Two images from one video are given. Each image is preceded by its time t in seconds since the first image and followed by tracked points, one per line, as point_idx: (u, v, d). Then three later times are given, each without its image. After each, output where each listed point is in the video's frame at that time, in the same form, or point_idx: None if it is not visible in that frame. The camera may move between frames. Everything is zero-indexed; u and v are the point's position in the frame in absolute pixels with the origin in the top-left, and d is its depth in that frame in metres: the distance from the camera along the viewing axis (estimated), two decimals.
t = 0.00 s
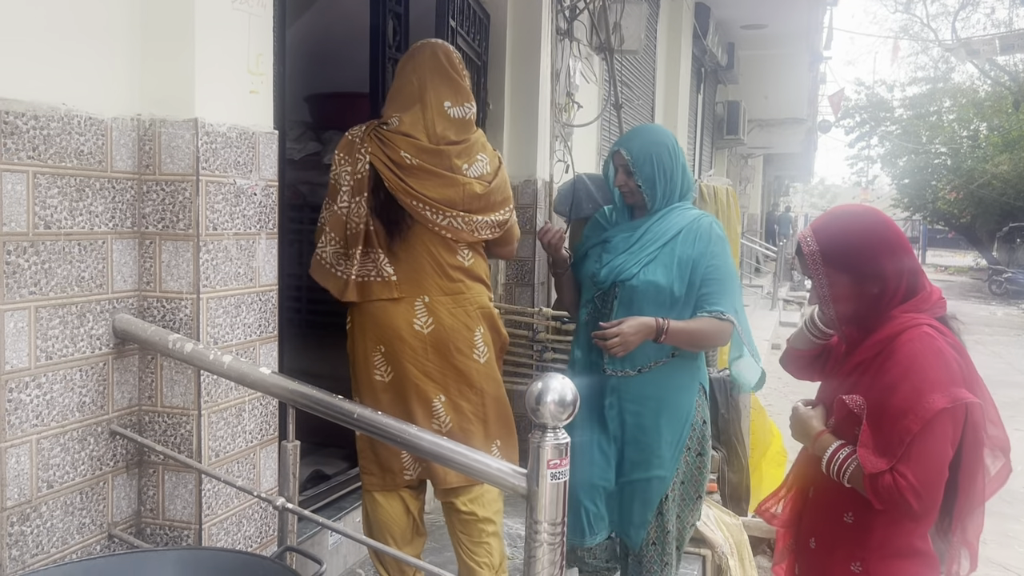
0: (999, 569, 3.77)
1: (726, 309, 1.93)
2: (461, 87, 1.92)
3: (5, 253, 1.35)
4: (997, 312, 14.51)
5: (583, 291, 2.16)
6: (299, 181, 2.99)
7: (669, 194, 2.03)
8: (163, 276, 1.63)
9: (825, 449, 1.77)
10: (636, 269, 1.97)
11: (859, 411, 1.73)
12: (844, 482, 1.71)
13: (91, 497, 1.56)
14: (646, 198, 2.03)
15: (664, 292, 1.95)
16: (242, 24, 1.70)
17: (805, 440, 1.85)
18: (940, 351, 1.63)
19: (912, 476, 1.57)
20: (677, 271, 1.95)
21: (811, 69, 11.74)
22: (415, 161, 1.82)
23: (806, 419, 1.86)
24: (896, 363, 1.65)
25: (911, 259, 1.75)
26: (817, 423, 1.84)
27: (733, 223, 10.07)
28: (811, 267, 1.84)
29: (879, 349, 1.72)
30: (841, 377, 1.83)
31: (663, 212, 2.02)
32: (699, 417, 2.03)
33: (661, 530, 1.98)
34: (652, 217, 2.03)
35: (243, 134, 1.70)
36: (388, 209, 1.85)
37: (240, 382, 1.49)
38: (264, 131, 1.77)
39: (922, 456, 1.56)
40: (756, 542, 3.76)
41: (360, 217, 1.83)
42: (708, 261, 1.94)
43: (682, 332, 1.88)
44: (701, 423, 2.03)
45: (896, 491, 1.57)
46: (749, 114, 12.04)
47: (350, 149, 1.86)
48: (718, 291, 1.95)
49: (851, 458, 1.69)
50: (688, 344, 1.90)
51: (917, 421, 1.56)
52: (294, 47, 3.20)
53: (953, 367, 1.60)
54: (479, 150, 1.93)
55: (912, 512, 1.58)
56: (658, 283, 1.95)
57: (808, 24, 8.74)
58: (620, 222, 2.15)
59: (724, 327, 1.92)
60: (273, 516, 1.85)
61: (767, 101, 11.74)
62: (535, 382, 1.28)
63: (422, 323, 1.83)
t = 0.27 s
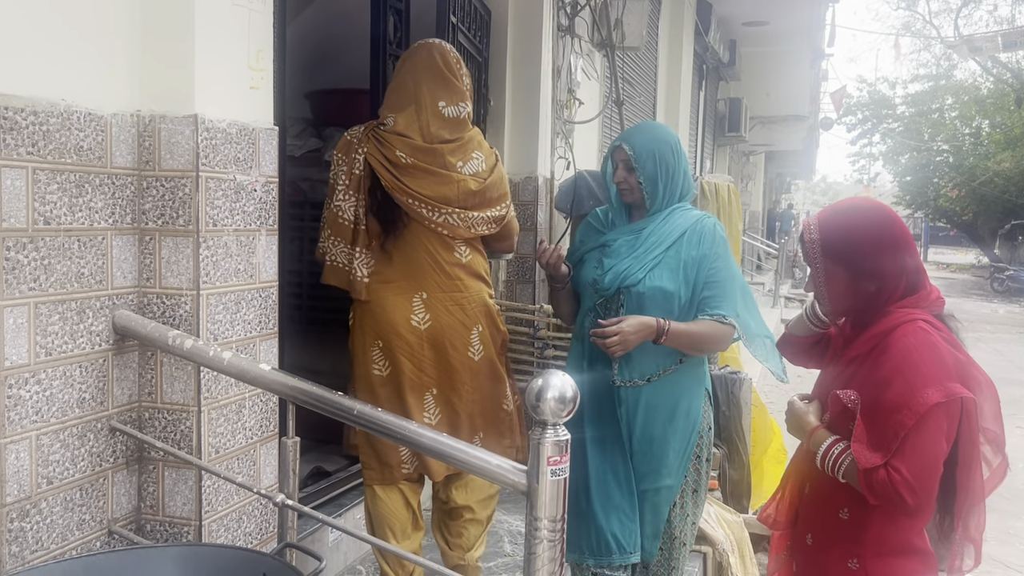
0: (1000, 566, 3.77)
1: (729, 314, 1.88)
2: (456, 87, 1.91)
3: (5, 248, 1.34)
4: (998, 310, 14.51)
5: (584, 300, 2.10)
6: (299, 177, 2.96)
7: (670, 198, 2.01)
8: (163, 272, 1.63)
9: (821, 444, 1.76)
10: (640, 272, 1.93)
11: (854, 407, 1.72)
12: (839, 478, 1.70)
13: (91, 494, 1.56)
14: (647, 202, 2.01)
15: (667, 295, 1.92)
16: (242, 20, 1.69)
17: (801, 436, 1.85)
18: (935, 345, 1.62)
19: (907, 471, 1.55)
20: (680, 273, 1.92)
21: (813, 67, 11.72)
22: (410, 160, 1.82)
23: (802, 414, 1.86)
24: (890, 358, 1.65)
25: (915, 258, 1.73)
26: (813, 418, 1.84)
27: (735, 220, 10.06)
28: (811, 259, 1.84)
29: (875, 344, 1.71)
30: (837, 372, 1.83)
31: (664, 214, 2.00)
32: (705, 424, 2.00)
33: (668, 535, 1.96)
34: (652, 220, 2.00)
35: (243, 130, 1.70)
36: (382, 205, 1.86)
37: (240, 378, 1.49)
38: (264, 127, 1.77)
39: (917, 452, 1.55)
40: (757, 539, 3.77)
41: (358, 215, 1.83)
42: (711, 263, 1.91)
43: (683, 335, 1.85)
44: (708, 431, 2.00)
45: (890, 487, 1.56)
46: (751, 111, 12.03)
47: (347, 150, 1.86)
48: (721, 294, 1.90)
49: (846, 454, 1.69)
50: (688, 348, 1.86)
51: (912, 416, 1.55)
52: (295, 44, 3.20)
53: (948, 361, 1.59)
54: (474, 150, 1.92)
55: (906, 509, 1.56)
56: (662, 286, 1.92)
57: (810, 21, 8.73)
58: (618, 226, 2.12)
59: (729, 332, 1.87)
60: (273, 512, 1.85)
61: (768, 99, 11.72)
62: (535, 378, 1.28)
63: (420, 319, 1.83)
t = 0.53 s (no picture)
0: (1004, 564, 3.76)
1: (709, 314, 1.81)
2: (477, 96, 1.97)
3: (8, 244, 1.34)
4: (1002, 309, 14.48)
5: (566, 303, 2.05)
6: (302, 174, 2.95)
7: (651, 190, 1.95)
8: (166, 269, 1.62)
9: (818, 433, 1.77)
10: (616, 270, 1.87)
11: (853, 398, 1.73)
12: (834, 466, 1.71)
13: (94, 490, 1.56)
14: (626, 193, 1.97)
15: (646, 293, 1.86)
16: (245, 16, 1.69)
17: (802, 426, 1.86)
18: (933, 337, 1.61)
19: (898, 461, 1.55)
20: (660, 270, 1.87)
21: (817, 64, 11.69)
22: (431, 165, 1.87)
23: (804, 405, 1.88)
24: (889, 349, 1.64)
25: (933, 254, 1.72)
26: (813, 408, 1.85)
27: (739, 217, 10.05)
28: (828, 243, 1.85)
29: (879, 335, 1.71)
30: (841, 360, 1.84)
31: (645, 207, 1.94)
32: (701, 434, 1.97)
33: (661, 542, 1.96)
34: (632, 212, 1.94)
35: (246, 126, 1.70)
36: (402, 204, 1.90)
37: (244, 375, 1.49)
38: (267, 124, 1.77)
39: (909, 442, 1.55)
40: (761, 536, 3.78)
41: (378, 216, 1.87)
42: (690, 259, 1.85)
43: (649, 335, 1.79)
44: (704, 441, 1.98)
45: (882, 476, 1.56)
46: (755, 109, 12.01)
47: (370, 154, 1.91)
48: (700, 292, 1.83)
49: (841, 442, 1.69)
50: (658, 347, 1.81)
51: (905, 406, 1.55)
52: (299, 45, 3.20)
53: (946, 353, 1.58)
54: (490, 157, 1.97)
55: (896, 497, 1.56)
56: (639, 284, 1.87)
57: (815, 17, 8.70)
58: (600, 221, 2.07)
59: (704, 331, 1.80)
60: (277, 509, 1.85)
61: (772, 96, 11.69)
62: (539, 375, 1.27)
63: (439, 318, 1.90)
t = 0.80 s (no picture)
0: (1012, 563, 3.75)
1: (700, 315, 1.64)
2: (522, 101, 2.17)
3: (16, 242, 1.35)
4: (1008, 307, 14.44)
5: (554, 296, 1.92)
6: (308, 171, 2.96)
7: (646, 180, 1.78)
8: (173, 266, 1.63)
9: (831, 427, 1.77)
10: (603, 265, 1.72)
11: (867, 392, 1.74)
12: (846, 460, 1.71)
13: (101, 487, 1.56)
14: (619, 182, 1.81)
15: (634, 290, 1.71)
16: (252, 13, 1.69)
17: (814, 419, 1.87)
18: (948, 332, 1.61)
19: (909, 456, 1.55)
20: (648, 265, 1.70)
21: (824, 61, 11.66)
22: (479, 169, 2.09)
23: (818, 399, 1.88)
24: (903, 341, 1.65)
25: (957, 252, 1.71)
26: (827, 402, 1.86)
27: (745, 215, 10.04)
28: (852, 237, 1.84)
29: (894, 331, 1.71)
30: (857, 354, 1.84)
31: (639, 198, 1.77)
32: (689, 443, 1.77)
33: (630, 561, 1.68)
34: (624, 203, 1.78)
35: (253, 124, 1.70)
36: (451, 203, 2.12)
37: (249, 372, 1.49)
38: (274, 121, 1.76)
39: (921, 436, 1.56)
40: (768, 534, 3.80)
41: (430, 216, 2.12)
42: (682, 254, 1.67)
43: (635, 330, 1.64)
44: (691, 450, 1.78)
45: (893, 470, 1.57)
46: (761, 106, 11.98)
47: (424, 157, 2.14)
48: (691, 292, 1.66)
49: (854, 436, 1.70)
50: (644, 347, 1.65)
51: (918, 401, 1.56)
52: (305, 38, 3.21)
53: (961, 349, 1.59)
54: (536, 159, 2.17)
55: (908, 492, 1.57)
56: (626, 279, 1.71)
57: (822, 14, 8.67)
58: (592, 210, 1.91)
59: (694, 332, 1.63)
60: (283, 506, 1.86)
61: (779, 93, 11.66)
62: (546, 373, 1.27)
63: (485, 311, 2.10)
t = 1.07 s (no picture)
0: None
1: (678, 323, 1.57)
2: (562, 105, 2.49)
3: (27, 240, 1.35)
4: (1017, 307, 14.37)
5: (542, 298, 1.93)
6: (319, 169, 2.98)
7: (642, 176, 1.76)
8: (184, 264, 1.63)
9: (853, 425, 1.78)
10: (583, 266, 1.70)
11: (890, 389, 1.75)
12: (869, 458, 1.72)
13: (113, 484, 1.57)
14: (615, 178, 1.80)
15: (613, 295, 1.67)
16: (263, 11, 1.69)
17: (836, 416, 1.88)
18: (972, 330, 1.62)
19: (935, 453, 1.55)
20: (629, 268, 1.66)
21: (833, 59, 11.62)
22: (524, 168, 2.36)
23: (840, 397, 1.89)
24: (927, 338, 1.66)
25: (982, 250, 1.72)
26: (850, 400, 1.87)
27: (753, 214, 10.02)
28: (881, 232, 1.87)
29: (918, 328, 1.72)
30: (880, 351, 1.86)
31: (631, 196, 1.75)
32: (662, 456, 1.70)
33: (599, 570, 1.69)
34: (616, 202, 1.76)
35: (263, 122, 1.70)
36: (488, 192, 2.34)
37: (260, 370, 1.49)
38: (284, 119, 1.77)
39: (946, 433, 1.56)
40: (777, 535, 3.84)
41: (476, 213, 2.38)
42: (665, 260, 1.61)
43: (609, 343, 1.58)
44: (665, 462, 1.70)
45: (918, 467, 1.57)
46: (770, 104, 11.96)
47: (471, 158, 2.43)
48: (672, 298, 1.59)
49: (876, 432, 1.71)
50: (620, 358, 1.60)
51: (943, 398, 1.56)
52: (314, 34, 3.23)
53: (985, 347, 1.60)
54: (574, 159, 2.48)
55: (933, 490, 1.57)
56: (605, 284, 1.67)
57: (832, 11, 8.65)
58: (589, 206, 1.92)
59: (673, 344, 1.58)
60: (294, 504, 1.86)
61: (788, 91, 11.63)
62: (557, 370, 1.27)
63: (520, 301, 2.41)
